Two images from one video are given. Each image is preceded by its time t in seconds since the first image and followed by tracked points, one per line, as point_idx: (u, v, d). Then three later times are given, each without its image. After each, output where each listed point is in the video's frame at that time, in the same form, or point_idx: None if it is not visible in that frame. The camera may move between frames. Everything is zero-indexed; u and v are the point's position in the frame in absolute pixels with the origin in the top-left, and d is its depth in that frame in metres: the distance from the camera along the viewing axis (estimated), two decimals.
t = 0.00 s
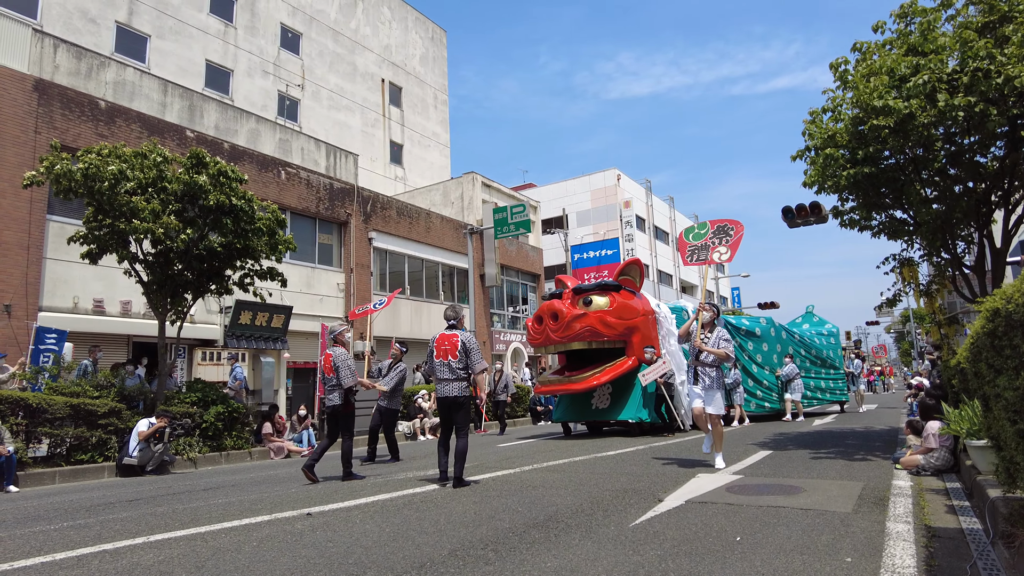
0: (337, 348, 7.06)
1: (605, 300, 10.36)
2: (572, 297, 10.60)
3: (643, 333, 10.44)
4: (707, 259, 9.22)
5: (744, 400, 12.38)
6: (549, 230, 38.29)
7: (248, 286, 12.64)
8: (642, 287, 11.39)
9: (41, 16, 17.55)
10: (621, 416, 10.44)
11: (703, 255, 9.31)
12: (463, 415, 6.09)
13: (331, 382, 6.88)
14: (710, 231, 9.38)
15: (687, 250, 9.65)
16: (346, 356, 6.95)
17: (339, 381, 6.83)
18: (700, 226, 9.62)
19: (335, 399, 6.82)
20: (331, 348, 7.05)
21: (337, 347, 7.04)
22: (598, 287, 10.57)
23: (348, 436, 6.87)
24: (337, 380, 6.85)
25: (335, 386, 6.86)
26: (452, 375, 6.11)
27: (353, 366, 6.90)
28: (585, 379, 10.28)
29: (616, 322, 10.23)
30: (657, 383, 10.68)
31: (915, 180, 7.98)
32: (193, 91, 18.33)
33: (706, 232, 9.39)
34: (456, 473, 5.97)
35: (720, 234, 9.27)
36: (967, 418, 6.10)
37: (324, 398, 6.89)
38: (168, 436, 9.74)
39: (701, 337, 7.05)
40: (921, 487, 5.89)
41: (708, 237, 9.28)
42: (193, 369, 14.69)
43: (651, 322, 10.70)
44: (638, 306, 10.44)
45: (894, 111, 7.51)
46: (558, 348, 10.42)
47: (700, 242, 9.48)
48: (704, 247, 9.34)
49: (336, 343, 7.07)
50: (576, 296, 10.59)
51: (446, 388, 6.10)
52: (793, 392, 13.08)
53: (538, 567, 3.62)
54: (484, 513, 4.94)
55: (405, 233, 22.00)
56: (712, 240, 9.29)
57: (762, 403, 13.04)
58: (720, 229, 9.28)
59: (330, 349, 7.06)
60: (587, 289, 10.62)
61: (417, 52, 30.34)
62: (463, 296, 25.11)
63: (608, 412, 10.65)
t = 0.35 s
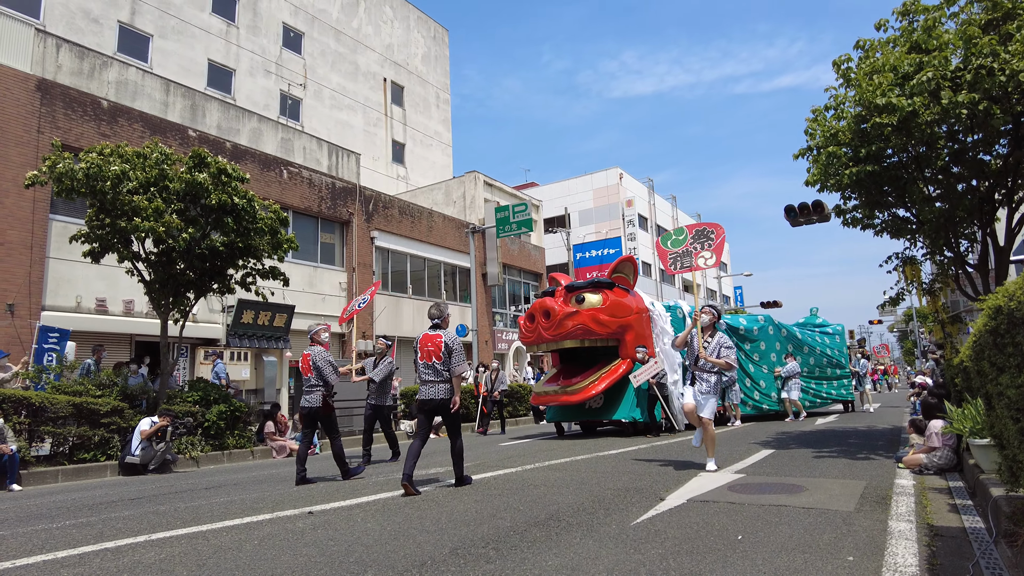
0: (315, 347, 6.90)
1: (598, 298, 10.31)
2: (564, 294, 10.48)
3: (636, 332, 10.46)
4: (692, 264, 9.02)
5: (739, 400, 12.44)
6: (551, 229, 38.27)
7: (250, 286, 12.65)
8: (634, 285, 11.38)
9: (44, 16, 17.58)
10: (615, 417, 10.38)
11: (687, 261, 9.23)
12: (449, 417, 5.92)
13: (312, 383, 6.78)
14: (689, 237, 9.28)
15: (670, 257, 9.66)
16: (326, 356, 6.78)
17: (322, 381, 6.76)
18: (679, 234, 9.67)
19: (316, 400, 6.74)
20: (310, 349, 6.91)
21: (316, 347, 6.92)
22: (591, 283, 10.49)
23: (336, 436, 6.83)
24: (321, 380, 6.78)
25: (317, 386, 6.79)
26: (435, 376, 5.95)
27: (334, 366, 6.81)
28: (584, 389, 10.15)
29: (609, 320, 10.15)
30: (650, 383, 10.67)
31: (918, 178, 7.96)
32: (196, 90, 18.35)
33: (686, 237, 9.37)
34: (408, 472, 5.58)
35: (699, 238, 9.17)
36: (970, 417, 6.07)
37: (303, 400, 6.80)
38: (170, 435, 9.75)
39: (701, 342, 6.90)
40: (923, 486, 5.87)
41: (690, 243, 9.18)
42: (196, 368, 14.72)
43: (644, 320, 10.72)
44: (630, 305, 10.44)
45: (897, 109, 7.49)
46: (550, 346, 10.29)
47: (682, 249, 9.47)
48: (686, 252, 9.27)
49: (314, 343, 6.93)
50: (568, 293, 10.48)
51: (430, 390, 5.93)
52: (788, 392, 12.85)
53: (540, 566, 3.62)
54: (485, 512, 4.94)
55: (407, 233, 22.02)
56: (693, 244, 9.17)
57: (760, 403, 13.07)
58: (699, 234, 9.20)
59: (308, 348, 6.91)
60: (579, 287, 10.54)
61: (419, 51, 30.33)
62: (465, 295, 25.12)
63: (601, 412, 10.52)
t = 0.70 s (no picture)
0: (302, 344, 6.91)
1: (592, 295, 10.26)
2: (558, 291, 10.44)
3: (631, 329, 10.42)
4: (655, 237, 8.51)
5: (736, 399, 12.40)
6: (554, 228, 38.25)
7: (253, 284, 12.66)
8: (630, 281, 11.32)
9: (47, 16, 17.62)
10: (610, 416, 10.32)
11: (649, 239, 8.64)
12: (434, 416, 5.70)
13: (298, 381, 6.73)
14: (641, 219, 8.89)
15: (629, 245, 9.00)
16: (311, 352, 6.81)
17: (308, 378, 6.71)
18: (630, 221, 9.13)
19: (301, 398, 6.70)
20: (295, 345, 6.89)
21: (301, 343, 6.89)
22: (585, 280, 10.42)
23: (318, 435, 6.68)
24: (308, 378, 6.74)
25: (303, 383, 6.74)
26: (414, 375, 5.70)
27: (319, 363, 6.82)
28: (582, 396, 10.09)
29: (603, 318, 10.11)
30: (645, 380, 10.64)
31: (922, 176, 7.94)
32: (198, 90, 18.37)
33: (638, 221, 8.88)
34: (409, 477, 5.50)
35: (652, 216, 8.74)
36: (974, 414, 6.04)
37: (290, 398, 6.76)
38: (173, 433, 9.78)
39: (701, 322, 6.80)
40: (927, 485, 5.86)
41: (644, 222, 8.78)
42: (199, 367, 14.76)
43: (639, 318, 10.68)
44: (625, 303, 10.39)
45: (901, 106, 7.46)
46: (544, 343, 10.23)
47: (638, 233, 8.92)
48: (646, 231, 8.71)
49: (299, 340, 6.93)
50: (562, 291, 10.43)
51: (411, 389, 5.70)
52: (791, 389, 12.88)
53: (543, 563, 3.62)
54: (487, 509, 4.93)
55: (410, 232, 22.04)
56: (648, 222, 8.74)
57: (761, 401, 12.96)
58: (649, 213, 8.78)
59: (292, 347, 6.89)
60: (574, 283, 10.49)
61: (421, 50, 30.32)
62: (467, 293, 25.12)
63: (597, 411, 10.47)
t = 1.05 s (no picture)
0: (291, 344, 6.53)
1: (587, 293, 10.22)
2: (553, 289, 10.41)
3: (627, 328, 10.45)
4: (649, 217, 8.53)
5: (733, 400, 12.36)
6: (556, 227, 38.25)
7: (256, 284, 12.67)
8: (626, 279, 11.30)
9: (50, 16, 17.66)
10: (604, 416, 10.25)
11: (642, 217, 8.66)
12: (419, 413, 5.42)
13: (283, 382, 6.37)
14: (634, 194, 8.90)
15: (621, 220, 9.00)
16: (301, 352, 6.50)
17: (295, 379, 6.39)
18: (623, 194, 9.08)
19: (284, 400, 6.30)
20: (284, 345, 6.55)
21: (290, 343, 6.56)
22: (580, 278, 10.39)
23: (294, 443, 6.32)
24: (295, 378, 6.42)
25: (288, 384, 6.39)
26: (402, 372, 5.49)
27: (309, 363, 6.49)
28: (575, 391, 10.05)
29: (599, 316, 10.08)
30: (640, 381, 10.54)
31: (924, 174, 7.92)
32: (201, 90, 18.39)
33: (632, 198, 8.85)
34: (406, 471, 5.14)
35: (646, 194, 8.72)
36: (977, 414, 6.03)
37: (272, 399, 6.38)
38: (176, 432, 9.81)
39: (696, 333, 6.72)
40: (930, 484, 5.85)
41: (637, 200, 8.81)
42: (202, 366, 14.79)
43: (634, 316, 10.69)
44: (620, 301, 10.38)
45: (903, 105, 7.46)
46: (538, 343, 10.17)
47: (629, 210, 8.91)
48: (639, 210, 8.72)
49: (288, 339, 6.56)
50: (557, 289, 10.39)
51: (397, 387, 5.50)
52: (794, 390, 12.97)
53: (546, 562, 3.62)
54: (490, 509, 4.93)
55: (412, 231, 22.06)
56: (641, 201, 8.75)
57: (759, 401, 12.94)
58: (644, 188, 8.77)
59: (281, 346, 6.54)
60: (569, 281, 10.45)
61: (423, 49, 30.32)
62: (469, 293, 25.14)
63: (591, 411, 10.41)
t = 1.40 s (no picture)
0: (277, 341, 6.46)
1: (584, 292, 10.19)
2: (550, 288, 10.42)
3: (624, 328, 10.30)
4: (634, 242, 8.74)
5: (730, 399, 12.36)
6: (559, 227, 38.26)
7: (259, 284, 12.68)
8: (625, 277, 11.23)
9: (54, 18, 17.73)
10: (600, 417, 10.15)
11: (628, 243, 8.89)
12: (407, 419, 5.26)
13: (270, 380, 6.33)
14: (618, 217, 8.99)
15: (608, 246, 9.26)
16: (287, 350, 6.42)
17: (282, 377, 6.31)
18: (606, 219, 9.20)
19: (272, 399, 6.27)
20: (268, 342, 6.47)
21: (274, 340, 6.47)
22: (577, 277, 10.36)
23: (286, 443, 6.30)
24: (282, 376, 6.34)
25: (276, 383, 6.33)
26: (392, 375, 5.35)
27: (294, 361, 6.39)
28: (561, 373, 9.99)
29: (596, 315, 10.05)
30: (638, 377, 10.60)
31: (929, 174, 7.91)
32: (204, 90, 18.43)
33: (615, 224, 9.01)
34: (388, 485, 4.87)
35: (629, 216, 8.81)
36: (982, 414, 6.02)
37: (261, 398, 6.36)
38: (181, 432, 9.83)
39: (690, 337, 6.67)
40: (935, 484, 5.84)
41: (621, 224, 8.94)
42: (206, 366, 14.83)
43: (633, 315, 10.59)
44: (617, 299, 10.28)
45: (907, 104, 7.45)
46: (533, 342, 10.16)
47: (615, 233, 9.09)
48: (624, 234, 8.91)
49: (272, 337, 6.49)
50: (553, 287, 10.40)
51: (387, 390, 5.34)
52: (792, 390, 12.78)
53: (550, 562, 3.63)
54: (494, 508, 4.93)
55: (415, 231, 22.08)
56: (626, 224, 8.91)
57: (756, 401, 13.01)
58: (626, 211, 8.83)
59: (267, 343, 6.50)
60: (566, 280, 10.42)
61: (426, 49, 30.35)
62: (472, 293, 25.16)
63: (585, 412, 10.38)
